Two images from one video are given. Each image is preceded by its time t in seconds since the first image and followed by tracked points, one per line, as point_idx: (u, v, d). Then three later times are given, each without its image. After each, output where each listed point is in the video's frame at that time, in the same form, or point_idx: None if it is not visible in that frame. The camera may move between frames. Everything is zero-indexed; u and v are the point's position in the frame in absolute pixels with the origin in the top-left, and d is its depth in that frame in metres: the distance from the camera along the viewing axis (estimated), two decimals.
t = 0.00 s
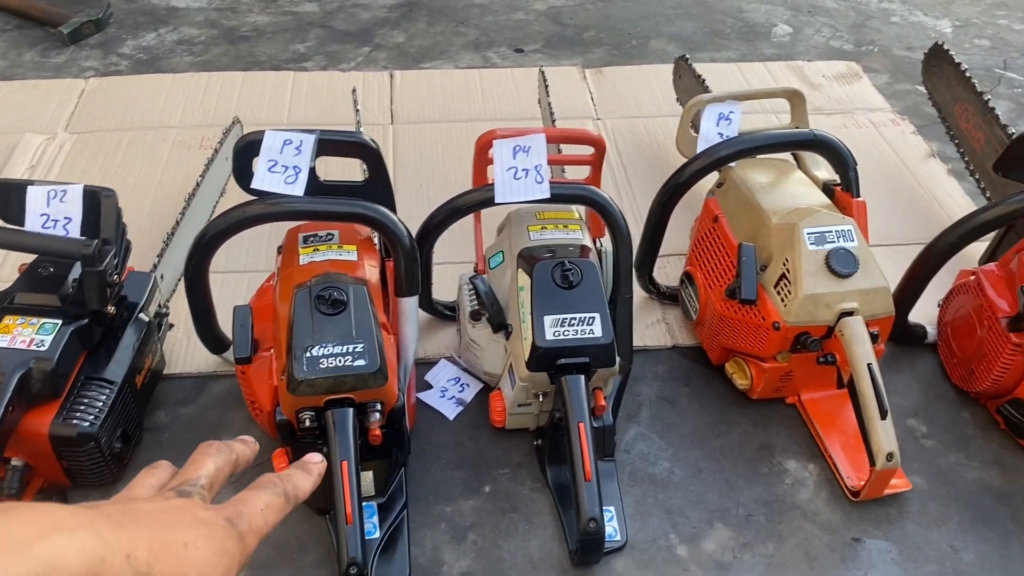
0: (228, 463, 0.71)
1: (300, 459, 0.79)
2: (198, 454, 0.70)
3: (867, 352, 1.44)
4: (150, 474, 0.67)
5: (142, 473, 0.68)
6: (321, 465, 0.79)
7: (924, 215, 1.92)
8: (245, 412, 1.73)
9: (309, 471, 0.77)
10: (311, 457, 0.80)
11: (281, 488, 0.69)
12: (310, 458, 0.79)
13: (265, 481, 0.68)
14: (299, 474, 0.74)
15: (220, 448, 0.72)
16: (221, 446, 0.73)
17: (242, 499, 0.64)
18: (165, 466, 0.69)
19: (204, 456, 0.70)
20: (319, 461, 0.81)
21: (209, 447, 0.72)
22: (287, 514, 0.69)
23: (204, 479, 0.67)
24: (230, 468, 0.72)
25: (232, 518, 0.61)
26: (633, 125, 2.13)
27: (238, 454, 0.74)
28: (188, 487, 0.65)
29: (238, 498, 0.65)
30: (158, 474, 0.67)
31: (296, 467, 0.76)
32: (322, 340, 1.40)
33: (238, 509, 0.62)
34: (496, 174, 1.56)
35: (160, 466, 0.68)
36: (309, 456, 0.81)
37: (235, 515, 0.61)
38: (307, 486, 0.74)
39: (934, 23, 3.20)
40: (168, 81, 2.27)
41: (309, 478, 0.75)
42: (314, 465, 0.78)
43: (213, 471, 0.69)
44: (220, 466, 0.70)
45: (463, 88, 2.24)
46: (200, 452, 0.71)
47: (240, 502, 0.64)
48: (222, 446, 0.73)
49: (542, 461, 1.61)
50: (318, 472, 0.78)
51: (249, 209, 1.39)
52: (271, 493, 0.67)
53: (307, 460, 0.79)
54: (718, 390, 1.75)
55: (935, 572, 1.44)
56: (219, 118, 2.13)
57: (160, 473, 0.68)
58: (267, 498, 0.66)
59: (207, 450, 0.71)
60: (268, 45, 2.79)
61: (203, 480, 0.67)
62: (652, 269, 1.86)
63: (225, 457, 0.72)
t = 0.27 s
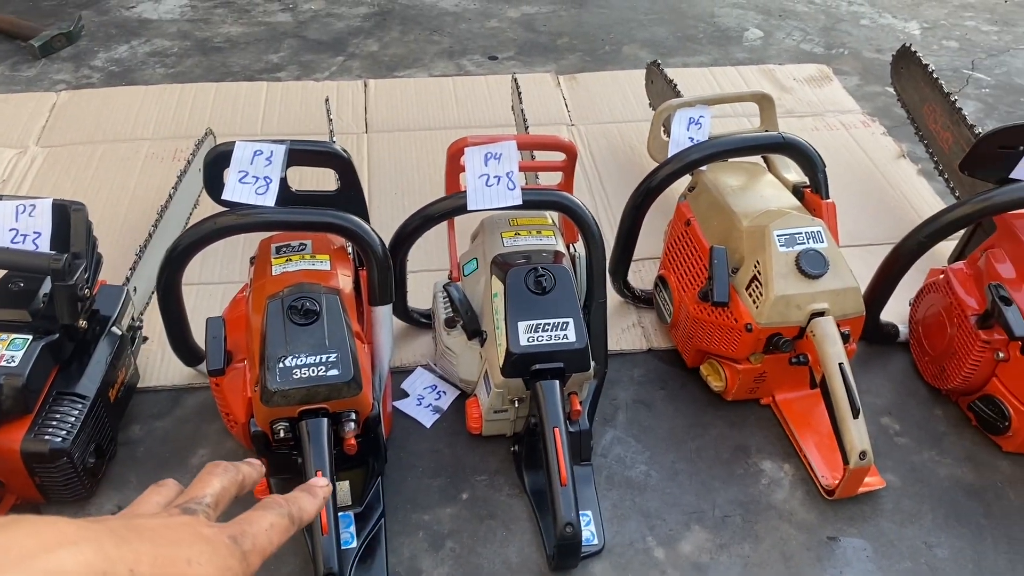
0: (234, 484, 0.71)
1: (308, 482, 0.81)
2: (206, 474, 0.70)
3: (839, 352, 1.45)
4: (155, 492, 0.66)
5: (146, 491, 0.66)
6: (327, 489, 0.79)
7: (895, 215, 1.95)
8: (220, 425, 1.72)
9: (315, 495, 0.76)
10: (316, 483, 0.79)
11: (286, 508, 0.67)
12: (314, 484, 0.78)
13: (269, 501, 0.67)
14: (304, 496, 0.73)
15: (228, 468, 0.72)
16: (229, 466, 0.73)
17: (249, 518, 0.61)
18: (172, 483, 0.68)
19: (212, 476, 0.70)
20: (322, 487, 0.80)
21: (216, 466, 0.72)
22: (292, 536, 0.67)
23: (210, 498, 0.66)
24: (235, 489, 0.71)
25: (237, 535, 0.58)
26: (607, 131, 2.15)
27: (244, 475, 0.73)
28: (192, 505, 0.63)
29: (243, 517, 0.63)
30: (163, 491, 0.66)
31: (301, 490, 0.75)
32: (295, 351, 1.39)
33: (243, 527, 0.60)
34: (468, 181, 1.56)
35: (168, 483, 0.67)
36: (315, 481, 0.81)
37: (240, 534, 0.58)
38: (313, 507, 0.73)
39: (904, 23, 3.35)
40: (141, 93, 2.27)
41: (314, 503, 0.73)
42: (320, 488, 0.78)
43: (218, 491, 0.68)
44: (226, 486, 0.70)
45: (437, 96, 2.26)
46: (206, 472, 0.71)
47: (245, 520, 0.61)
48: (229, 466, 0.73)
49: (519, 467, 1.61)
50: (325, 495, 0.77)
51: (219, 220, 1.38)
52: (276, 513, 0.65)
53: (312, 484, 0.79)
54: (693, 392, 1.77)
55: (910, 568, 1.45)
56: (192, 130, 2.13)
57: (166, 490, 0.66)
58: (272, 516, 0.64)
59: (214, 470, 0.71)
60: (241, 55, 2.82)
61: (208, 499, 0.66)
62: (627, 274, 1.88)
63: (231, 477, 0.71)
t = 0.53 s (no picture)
0: (227, 501, 0.66)
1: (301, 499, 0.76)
2: (197, 492, 0.65)
3: (821, 355, 1.45)
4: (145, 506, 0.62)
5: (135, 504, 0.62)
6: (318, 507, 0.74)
7: (876, 216, 1.96)
8: (203, 434, 1.72)
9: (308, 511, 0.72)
10: (309, 499, 0.75)
11: (279, 525, 0.64)
12: (308, 499, 0.74)
13: (261, 517, 0.63)
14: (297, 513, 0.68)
15: (219, 485, 0.67)
16: (220, 484, 0.67)
17: (241, 535, 0.58)
18: (161, 501, 0.62)
19: (203, 492, 0.65)
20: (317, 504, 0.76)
21: (207, 483, 0.67)
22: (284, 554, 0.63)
23: (202, 513, 0.62)
24: (227, 507, 0.66)
25: (227, 552, 0.55)
26: (590, 135, 2.16)
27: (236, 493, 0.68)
28: (183, 521, 0.59)
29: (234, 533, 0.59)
30: (153, 506, 0.62)
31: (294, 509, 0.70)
32: (276, 360, 1.38)
33: (233, 545, 0.56)
34: (449, 187, 1.56)
35: (157, 501, 0.62)
36: (308, 497, 0.76)
37: (230, 551, 0.55)
38: (307, 524, 0.69)
39: (885, 24, 3.37)
40: (122, 102, 2.26)
41: (307, 520, 0.70)
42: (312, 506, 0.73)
43: (212, 506, 0.63)
44: (219, 503, 0.64)
45: (420, 102, 2.26)
46: (198, 488, 0.66)
47: (237, 537, 0.58)
48: (221, 484, 0.68)
49: (504, 473, 1.60)
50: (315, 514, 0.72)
51: (199, 229, 1.37)
52: (268, 530, 0.61)
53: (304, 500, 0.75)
54: (677, 396, 1.77)
55: (893, 569, 1.46)
56: (174, 139, 2.13)
57: (156, 505, 0.62)
58: (264, 533, 0.61)
59: (206, 485, 0.67)
60: (224, 63, 2.82)
61: (201, 514, 0.62)
62: (611, 278, 1.88)
63: (224, 494, 0.66)
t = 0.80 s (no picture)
0: (216, 507, 0.66)
1: (291, 503, 0.77)
2: (185, 499, 0.65)
3: (815, 354, 1.45)
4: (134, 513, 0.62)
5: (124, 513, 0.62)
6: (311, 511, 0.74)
7: (868, 215, 1.96)
8: (196, 439, 1.71)
9: (298, 517, 0.72)
10: (299, 506, 0.75)
11: (269, 530, 0.64)
12: (298, 506, 0.74)
13: (250, 522, 0.63)
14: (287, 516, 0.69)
15: (208, 492, 0.68)
16: (209, 490, 0.68)
17: (229, 538, 0.58)
18: (149, 508, 0.62)
19: (191, 500, 0.65)
20: (307, 511, 0.76)
21: (196, 491, 0.68)
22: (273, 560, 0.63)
23: (190, 520, 0.62)
24: (216, 514, 0.66)
25: (215, 557, 0.55)
26: (583, 136, 2.16)
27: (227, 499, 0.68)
28: (172, 528, 0.59)
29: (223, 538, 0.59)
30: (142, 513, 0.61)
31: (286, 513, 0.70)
32: (269, 363, 1.37)
33: (222, 549, 0.56)
34: (442, 189, 1.55)
35: (145, 508, 0.62)
36: (299, 503, 0.77)
37: (219, 554, 0.55)
38: (298, 529, 0.69)
39: (875, 24, 3.39)
40: (112, 105, 2.25)
41: (297, 526, 0.70)
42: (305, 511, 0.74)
43: (200, 513, 0.63)
44: (207, 509, 0.65)
45: (412, 104, 2.26)
46: (186, 496, 0.66)
47: (226, 542, 0.58)
48: (210, 491, 0.68)
49: (498, 475, 1.60)
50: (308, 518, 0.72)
51: (190, 232, 1.35)
52: (257, 534, 0.61)
53: (295, 506, 0.75)
54: (672, 396, 1.77)
55: (889, 567, 1.46)
56: (165, 142, 2.12)
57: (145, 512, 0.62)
58: (254, 537, 0.61)
59: (194, 493, 0.67)
60: (214, 66, 2.81)
61: (188, 521, 0.61)
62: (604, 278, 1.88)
63: (212, 502, 0.66)
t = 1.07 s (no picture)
0: (207, 504, 0.66)
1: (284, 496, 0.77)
2: (176, 495, 0.65)
3: (811, 352, 1.46)
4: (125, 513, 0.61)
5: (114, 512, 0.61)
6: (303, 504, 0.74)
7: (863, 214, 1.97)
8: (192, 443, 1.70)
9: (289, 512, 0.72)
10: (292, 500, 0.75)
11: (259, 525, 0.63)
12: (291, 499, 0.74)
13: (241, 518, 0.63)
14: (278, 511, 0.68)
15: (200, 488, 0.67)
16: (199, 487, 0.67)
17: (219, 534, 0.58)
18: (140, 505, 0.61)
19: (182, 496, 0.65)
20: (300, 504, 0.76)
21: (187, 487, 0.67)
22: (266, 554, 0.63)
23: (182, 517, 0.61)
24: (208, 510, 0.66)
25: (205, 553, 0.54)
26: (578, 136, 2.16)
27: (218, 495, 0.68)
28: (163, 525, 0.59)
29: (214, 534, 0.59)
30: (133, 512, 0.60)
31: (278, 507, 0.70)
32: (265, 366, 1.37)
33: (212, 546, 0.56)
34: (437, 191, 1.55)
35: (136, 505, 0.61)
36: (291, 496, 0.78)
37: (209, 550, 0.55)
38: (290, 522, 0.69)
39: (868, 24, 3.40)
40: (107, 109, 2.25)
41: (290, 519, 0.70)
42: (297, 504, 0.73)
43: (191, 510, 0.63)
44: (198, 506, 0.64)
45: (407, 106, 2.26)
46: (177, 493, 0.65)
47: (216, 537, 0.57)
48: (201, 487, 0.68)
49: (496, 476, 1.60)
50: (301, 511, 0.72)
51: (186, 235, 1.35)
52: (248, 530, 0.61)
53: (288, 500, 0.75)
54: (668, 396, 1.78)
55: (886, 565, 1.46)
56: (160, 146, 2.12)
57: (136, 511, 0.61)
58: (246, 532, 0.60)
59: (185, 490, 0.66)
60: (209, 69, 2.81)
61: (179, 518, 0.61)
62: (600, 279, 1.88)
63: (203, 497, 0.66)
